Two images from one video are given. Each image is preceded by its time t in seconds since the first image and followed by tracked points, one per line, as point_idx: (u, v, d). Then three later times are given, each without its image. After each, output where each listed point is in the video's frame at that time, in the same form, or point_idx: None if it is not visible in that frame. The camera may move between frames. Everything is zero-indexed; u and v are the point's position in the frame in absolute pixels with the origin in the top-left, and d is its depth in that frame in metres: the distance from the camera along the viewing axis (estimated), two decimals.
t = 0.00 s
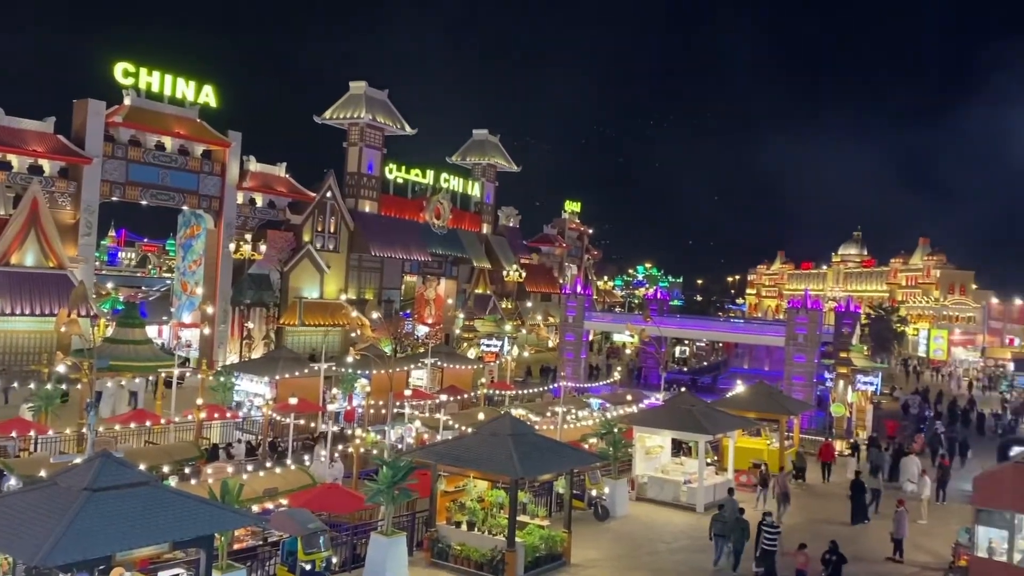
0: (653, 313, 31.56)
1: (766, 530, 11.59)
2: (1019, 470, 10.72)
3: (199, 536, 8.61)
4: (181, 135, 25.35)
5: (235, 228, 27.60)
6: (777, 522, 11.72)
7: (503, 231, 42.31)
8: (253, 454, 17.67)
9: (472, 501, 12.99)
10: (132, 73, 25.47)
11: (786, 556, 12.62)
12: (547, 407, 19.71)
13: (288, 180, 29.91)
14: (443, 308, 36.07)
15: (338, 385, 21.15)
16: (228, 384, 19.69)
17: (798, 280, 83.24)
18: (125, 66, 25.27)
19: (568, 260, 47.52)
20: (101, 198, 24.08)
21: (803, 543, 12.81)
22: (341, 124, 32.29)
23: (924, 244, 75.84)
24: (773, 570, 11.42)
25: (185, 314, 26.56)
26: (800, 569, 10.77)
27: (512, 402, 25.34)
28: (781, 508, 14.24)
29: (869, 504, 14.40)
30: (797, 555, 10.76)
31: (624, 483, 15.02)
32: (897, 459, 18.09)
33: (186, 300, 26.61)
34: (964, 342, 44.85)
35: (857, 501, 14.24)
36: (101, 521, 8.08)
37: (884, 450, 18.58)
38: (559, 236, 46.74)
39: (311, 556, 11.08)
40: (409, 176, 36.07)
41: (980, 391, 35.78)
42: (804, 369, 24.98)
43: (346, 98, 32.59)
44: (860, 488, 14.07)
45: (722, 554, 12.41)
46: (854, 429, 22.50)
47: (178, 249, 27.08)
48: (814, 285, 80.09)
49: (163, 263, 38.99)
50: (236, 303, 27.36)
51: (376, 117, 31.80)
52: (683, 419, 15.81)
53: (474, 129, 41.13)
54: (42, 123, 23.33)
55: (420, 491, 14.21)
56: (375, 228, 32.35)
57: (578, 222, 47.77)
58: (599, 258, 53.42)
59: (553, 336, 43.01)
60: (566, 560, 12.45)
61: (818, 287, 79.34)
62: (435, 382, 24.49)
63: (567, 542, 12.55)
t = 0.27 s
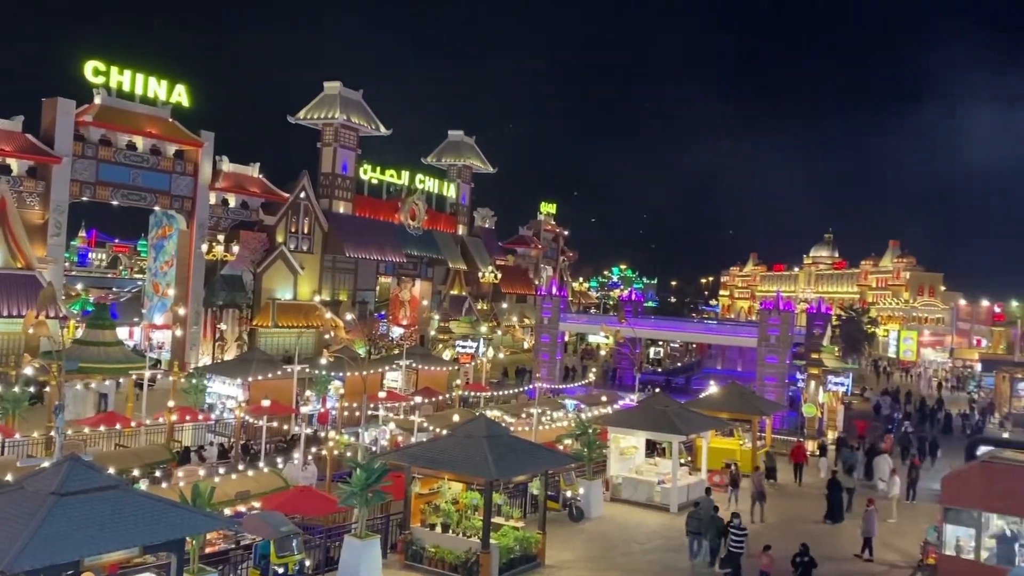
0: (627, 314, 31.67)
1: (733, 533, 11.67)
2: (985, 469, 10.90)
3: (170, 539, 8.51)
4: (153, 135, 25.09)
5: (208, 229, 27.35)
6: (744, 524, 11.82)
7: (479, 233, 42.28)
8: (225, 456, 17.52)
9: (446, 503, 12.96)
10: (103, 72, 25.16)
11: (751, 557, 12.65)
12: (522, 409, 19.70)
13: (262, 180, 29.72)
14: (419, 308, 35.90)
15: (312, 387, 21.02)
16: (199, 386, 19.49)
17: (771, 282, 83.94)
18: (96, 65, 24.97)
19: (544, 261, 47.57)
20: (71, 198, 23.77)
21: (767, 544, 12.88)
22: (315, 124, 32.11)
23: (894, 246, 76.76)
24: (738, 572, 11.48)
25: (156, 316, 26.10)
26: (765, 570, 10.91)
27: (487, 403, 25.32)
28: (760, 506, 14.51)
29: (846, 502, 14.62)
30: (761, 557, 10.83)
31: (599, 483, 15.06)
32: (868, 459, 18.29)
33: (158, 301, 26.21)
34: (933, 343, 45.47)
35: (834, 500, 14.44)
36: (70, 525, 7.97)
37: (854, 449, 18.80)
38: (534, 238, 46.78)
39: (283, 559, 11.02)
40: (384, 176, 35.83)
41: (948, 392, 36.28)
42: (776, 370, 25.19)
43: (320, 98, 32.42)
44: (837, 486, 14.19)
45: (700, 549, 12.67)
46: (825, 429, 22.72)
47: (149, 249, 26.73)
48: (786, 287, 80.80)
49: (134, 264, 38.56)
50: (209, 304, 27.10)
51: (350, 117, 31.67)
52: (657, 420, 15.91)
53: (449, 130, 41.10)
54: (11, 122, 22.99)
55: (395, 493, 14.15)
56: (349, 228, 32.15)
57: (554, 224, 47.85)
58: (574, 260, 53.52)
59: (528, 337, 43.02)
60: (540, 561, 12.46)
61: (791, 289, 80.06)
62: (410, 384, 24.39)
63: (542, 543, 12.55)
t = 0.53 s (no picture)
0: (602, 317, 31.71)
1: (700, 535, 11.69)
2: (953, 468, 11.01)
3: (139, 544, 8.38)
4: (123, 134, 24.76)
5: (178, 230, 27.05)
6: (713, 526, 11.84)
7: (453, 234, 42.19)
8: (195, 460, 17.32)
9: (419, 507, 12.88)
10: (71, 70, 24.79)
11: (717, 560, 12.63)
12: (495, 410, 19.62)
13: (233, 181, 29.47)
14: (392, 310, 35.80)
15: (284, 389, 20.81)
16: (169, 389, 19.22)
17: (743, 284, 84.56)
18: (64, 63, 24.59)
19: (518, 263, 47.57)
20: (39, 198, 23.37)
21: (735, 545, 12.93)
22: (288, 124, 31.86)
23: (865, 248, 77.65)
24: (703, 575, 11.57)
25: (125, 317, 25.78)
26: (731, 571, 10.96)
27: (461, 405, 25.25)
28: (736, 506, 14.78)
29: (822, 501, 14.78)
30: (726, 558, 10.82)
31: (572, 485, 15.06)
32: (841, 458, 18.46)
33: (127, 302, 25.84)
34: (903, 344, 46.01)
35: (810, 499, 14.56)
36: (35, 530, 7.83)
37: (826, 449, 18.96)
38: (508, 239, 46.76)
39: (254, 564, 10.85)
40: (358, 177, 35.50)
41: (917, 392, 36.72)
42: (748, 371, 25.36)
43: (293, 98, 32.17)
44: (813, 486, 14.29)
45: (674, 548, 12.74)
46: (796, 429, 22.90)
47: (119, 249, 26.30)
48: (758, 289, 81.47)
49: (103, 265, 38.04)
50: (179, 306, 26.74)
51: (323, 117, 31.45)
52: (631, 420, 15.96)
53: (423, 131, 40.98)
54: None
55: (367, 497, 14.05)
56: (322, 229, 31.89)
57: (528, 225, 47.87)
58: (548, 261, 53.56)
59: (502, 339, 42.94)
60: (514, 562, 12.44)
61: (763, 291, 80.74)
62: (383, 386, 24.26)
63: (516, 545, 12.53)
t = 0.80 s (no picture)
0: (575, 318, 31.82)
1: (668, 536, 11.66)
2: (919, 468, 11.16)
3: (107, 548, 8.27)
4: (91, 133, 24.42)
5: (149, 230, 26.67)
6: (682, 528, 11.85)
7: (427, 235, 42.12)
8: (165, 463, 17.13)
9: (392, 509, 12.84)
10: (38, 68, 24.45)
11: (684, 560, 12.70)
12: (469, 412, 19.57)
13: (204, 181, 29.21)
14: (365, 312, 35.78)
15: (255, 391, 20.63)
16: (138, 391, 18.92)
17: (715, 285, 85.20)
18: (31, 60, 24.26)
19: (492, 264, 47.59)
20: (5, 197, 22.96)
21: (704, 545, 13.09)
22: (260, 124, 31.62)
23: (835, 250, 78.54)
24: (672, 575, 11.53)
25: (94, 319, 25.30)
26: (697, 573, 10.90)
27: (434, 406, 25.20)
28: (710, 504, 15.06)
29: (796, 501, 14.96)
30: (692, 560, 10.79)
31: (545, 486, 15.09)
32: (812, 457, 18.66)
33: (96, 304, 25.39)
34: (871, 344, 46.64)
35: (784, 498, 14.73)
36: None
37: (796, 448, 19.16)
38: (482, 241, 46.74)
39: (225, 567, 10.76)
40: (331, 177, 35.27)
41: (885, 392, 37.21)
42: (720, 372, 25.55)
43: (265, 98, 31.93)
44: (786, 485, 14.44)
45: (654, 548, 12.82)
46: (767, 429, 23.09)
47: (88, 250, 25.93)
48: (730, 290, 82.12)
49: (72, 265, 37.54)
50: (149, 307, 26.29)
51: (296, 118, 31.25)
52: (604, 421, 16.02)
53: (397, 132, 40.86)
54: None
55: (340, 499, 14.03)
56: (295, 229, 31.68)
57: (503, 227, 47.89)
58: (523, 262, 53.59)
59: (476, 340, 42.87)
60: (488, 564, 12.44)
61: (735, 292, 81.39)
62: (356, 388, 24.23)
63: (489, 547, 12.53)
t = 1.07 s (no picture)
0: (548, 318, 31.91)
1: (633, 538, 11.53)
2: (888, 467, 11.23)
3: (72, 554, 8.09)
4: (59, 131, 24.03)
5: (118, 230, 26.20)
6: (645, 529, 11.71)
7: (401, 236, 41.97)
8: (134, 466, 16.89)
9: (365, 511, 12.76)
10: (4, 65, 24.06)
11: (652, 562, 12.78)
12: (442, 413, 19.44)
13: (175, 180, 28.89)
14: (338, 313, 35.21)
15: (226, 393, 20.39)
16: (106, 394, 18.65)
17: (688, 286, 85.72)
18: None
19: (467, 265, 47.50)
20: None
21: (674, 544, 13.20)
22: (231, 123, 31.31)
23: (806, 252, 79.29)
24: None
25: (61, 321, 24.89)
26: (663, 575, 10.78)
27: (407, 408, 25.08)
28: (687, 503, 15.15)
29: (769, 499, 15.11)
30: (657, 562, 10.66)
31: (519, 487, 15.07)
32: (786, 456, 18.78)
33: (63, 305, 24.97)
34: (842, 345, 47.25)
35: (760, 497, 14.83)
36: None
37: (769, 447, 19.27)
38: (456, 242, 46.63)
39: (195, 571, 10.62)
40: (304, 177, 35.04)
41: (855, 392, 37.60)
42: (693, 372, 25.67)
43: (237, 97, 31.62)
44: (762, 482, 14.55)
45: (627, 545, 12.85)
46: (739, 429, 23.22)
47: (55, 250, 25.59)
48: (703, 291, 82.63)
49: (39, 266, 36.96)
50: (118, 308, 25.96)
51: (268, 117, 30.98)
52: (577, 421, 16.03)
53: (370, 131, 40.65)
54: None
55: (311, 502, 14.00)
56: (266, 230, 31.44)
57: (477, 227, 47.80)
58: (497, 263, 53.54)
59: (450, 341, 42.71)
60: (461, 566, 12.38)
61: (707, 293, 81.91)
62: (329, 390, 24.19)
63: (462, 549, 12.48)
